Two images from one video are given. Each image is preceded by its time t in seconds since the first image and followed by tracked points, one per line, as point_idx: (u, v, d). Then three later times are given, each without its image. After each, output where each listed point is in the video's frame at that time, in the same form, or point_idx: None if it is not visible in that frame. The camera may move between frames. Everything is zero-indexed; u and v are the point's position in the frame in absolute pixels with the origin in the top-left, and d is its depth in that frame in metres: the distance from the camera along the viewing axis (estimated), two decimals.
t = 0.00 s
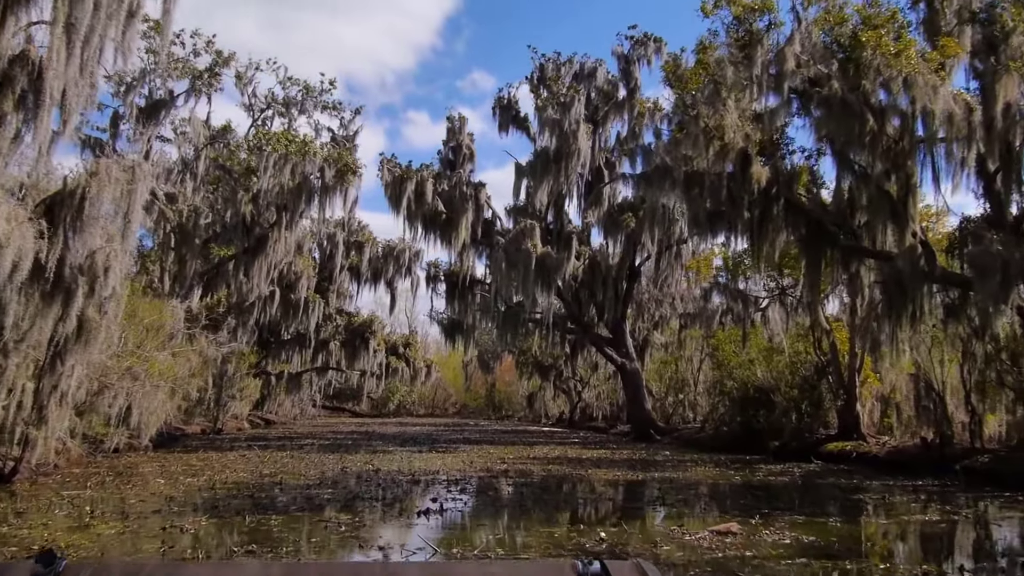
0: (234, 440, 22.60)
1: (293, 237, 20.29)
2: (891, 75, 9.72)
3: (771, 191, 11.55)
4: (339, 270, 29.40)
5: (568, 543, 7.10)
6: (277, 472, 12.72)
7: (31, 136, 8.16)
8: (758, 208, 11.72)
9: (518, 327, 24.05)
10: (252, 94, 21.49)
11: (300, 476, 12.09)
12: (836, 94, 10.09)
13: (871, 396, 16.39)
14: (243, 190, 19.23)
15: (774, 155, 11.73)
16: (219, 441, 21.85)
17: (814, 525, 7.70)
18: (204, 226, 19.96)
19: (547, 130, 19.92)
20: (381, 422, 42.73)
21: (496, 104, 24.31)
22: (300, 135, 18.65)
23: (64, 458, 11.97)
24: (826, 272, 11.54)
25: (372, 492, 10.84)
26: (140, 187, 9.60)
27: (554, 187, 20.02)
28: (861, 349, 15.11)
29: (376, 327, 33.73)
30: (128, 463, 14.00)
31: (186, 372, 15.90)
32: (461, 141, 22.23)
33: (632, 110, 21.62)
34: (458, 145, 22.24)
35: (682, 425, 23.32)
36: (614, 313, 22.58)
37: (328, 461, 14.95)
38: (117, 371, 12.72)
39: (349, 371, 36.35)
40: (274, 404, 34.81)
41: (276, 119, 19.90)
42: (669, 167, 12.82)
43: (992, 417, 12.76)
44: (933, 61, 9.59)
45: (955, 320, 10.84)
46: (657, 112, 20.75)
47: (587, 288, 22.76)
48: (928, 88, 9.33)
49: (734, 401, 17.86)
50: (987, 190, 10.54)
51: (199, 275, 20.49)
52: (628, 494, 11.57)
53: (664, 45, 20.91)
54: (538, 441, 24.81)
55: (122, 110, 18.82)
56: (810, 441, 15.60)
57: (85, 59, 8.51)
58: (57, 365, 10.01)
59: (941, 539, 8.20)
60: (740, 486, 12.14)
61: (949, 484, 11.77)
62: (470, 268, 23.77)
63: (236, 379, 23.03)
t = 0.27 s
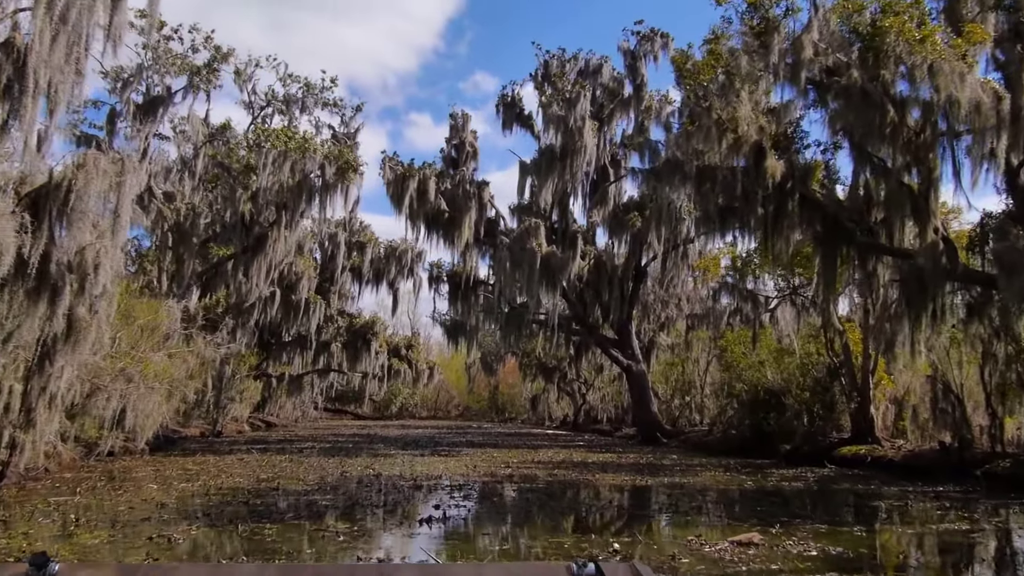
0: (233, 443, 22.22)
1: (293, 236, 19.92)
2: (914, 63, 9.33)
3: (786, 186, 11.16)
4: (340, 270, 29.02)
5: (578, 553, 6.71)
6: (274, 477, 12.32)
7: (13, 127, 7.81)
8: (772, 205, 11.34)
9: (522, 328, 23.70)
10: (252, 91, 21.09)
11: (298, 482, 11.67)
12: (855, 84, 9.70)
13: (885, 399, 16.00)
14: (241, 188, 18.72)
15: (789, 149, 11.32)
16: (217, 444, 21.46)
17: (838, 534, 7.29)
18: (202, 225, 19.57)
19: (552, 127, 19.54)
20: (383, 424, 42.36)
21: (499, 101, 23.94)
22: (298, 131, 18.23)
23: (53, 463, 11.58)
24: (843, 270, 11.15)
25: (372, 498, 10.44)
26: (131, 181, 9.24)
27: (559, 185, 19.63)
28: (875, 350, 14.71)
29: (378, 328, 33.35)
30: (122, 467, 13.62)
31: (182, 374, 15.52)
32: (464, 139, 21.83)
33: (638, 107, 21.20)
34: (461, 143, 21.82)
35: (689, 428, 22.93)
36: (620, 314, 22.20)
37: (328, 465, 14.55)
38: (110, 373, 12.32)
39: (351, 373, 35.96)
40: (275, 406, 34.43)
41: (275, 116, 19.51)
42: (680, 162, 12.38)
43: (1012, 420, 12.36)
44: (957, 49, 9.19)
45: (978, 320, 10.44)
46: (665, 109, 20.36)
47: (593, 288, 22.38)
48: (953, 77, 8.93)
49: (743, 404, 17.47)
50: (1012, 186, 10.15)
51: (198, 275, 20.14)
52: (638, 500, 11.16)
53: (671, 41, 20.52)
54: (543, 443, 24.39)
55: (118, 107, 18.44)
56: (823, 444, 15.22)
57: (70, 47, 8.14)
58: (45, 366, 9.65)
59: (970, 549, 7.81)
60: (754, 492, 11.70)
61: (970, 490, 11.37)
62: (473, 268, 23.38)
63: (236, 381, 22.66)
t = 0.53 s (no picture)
0: (233, 445, 21.85)
1: (294, 234, 19.54)
2: (940, 50, 8.96)
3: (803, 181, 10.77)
4: (343, 270, 28.65)
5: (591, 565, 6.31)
6: (272, 482, 11.93)
7: None
8: (789, 201, 10.95)
9: (527, 329, 23.32)
10: (253, 87, 20.73)
11: (296, 487, 11.28)
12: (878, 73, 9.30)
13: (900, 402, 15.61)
14: (241, 185, 18.42)
15: (806, 143, 10.93)
16: (217, 446, 21.09)
17: (866, 543, 6.89)
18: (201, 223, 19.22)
19: (558, 123, 19.17)
20: (386, 426, 41.97)
21: (504, 99, 23.56)
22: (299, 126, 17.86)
23: (44, 466, 11.18)
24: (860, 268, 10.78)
25: (373, 503, 10.05)
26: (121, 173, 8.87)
27: (566, 183, 19.25)
28: (891, 352, 14.31)
29: (381, 329, 32.98)
30: (116, 470, 13.24)
31: (181, 374, 15.14)
32: (469, 136, 21.45)
33: (646, 103, 20.81)
34: (465, 140, 21.44)
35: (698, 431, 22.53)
36: (627, 315, 21.81)
37: (328, 469, 14.16)
38: (104, 373, 11.95)
39: (354, 374, 35.58)
40: (277, 407, 34.06)
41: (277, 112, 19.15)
42: (694, 155, 11.97)
43: None
44: (986, 36, 8.79)
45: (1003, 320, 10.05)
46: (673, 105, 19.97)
47: (599, 289, 22.00)
48: (982, 65, 8.54)
49: (754, 407, 17.06)
50: None
51: (198, 273, 19.77)
52: (648, 504, 10.76)
53: (681, 36, 20.14)
54: (548, 446, 23.98)
55: (117, 103, 18.11)
56: (837, 449, 14.82)
57: (56, 30, 7.77)
58: (34, 365, 9.28)
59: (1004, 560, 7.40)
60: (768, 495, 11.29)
61: (994, 497, 10.98)
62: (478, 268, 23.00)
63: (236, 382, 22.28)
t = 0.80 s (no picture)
0: (234, 447, 21.48)
1: (296, 232, 19.15)
2: (970, 35, 8.56)
3: (822, 174, 10.37)
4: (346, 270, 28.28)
5: None
6: (271, 485, 11.54)
7: None
8: (807, 195, 10.56)
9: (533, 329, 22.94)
10: (255, 83, 20.36)
11: (295, 491, 10.89)
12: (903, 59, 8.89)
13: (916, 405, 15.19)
14: (241, 182, 17.92)
15: (825, 135, 10.53)
16: (217, 448, 20.73)
17: (898, 554, 6.47)
18: (201, 221, 18.86)
19: (565, 119, 18.78)
20: (389, 427, 41.60)
21: (510, 95, 23.18)
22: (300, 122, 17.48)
23: (34, 470, 10.80)
24: (880, 264, 10.39)
25: (374, 509, 9.66)
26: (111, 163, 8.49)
27: (573, 180, 18.86)
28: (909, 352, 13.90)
29: (385, 330, 32.60)
30: (111, 473, 12.87)
31: (178, 375, 14.76)
32: (474, 132, 21.06)
33: (654, 100, 20.43)
34: (470, 136, 21.06)
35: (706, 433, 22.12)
36: (635, 315, 21.41)
37: (329, 472, 13.76)
38: (98, 373, 11.58)
39: (357, 376, 35.19)
40: (279, 408, 33.70)
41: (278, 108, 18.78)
42: (708, 148, 11.57)
43: None
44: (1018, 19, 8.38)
45: None
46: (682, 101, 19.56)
47: (606, 288, 21.60)
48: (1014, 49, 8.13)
49: (766, 409, 16.65)
50: None
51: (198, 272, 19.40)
52: (659, 509, 10.38)
53: (690, 31, 19.74)
54: (554, 449, 23.57)
55: (116, 98, 17.77)
56: (853, 452, 14.40)
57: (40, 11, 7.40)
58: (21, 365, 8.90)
59: None
60: (785, 499, 10.88)
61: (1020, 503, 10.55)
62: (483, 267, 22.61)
63: (237, 383, 21.91)
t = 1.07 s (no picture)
0: (235, 449, 21.13)
1: (297, 230, 18.78)
2: (1003, 18, 8.16)
3: (842, 166, 9.97)
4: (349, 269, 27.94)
5: None
6: (269, 490, 11.17)
7: None
8: (827, 188, 10.17)
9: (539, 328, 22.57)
10: (256, 79, 20.00)
11: (293, 497, 10.48)
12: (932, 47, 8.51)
13: (935, 406, 14.77)
14: (241, 178, 17.55)
15: (845, 125, 10.14)
16: (218, 450, 20.38)
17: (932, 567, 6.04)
18: (201, 219, 18.52)
19: (572, 114, 18.40)
20: (393, 429, 41.23)
21: (516, 91, 22.79)
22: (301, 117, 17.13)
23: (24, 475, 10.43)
24: (903, 260, 10.00)
25: (377, 515, 9.27)
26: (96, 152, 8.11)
27: (580, 176, 18.47)
28: (928, 352, 13.47)
29: (388, 330, 32.23)
30: (106, 476, 12.51)
31: (176, 375, 14.38)
32: (479, 128, 20.66)
33: (662, 95, 20.05)
34: (475, 132, 20.66)
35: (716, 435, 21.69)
36: (643, 314, 21.00)
37: (330, 476, 13.36)
38: (91, 374, 11.22)
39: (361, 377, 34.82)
40: (282, 410, 33.35)
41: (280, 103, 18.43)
42: (723, 140, 11.17)
43: None
44: None
45: None
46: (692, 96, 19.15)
47: (614, 287, 21.19)
48: None
49: (778, 410, 16.24)
50: None
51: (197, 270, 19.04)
52: (673, 514, 10.00)
53: (699, 24, 19.33)
54: (560, 450, 23.16)
55: (113, 94, 17.44)
56: (870, 454, 13.99)
57: None
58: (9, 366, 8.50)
59: None
60: (802, 504, 10.49)
61: None
62: (488, 266, 22.24)
63: (238, 384, 21.56)
